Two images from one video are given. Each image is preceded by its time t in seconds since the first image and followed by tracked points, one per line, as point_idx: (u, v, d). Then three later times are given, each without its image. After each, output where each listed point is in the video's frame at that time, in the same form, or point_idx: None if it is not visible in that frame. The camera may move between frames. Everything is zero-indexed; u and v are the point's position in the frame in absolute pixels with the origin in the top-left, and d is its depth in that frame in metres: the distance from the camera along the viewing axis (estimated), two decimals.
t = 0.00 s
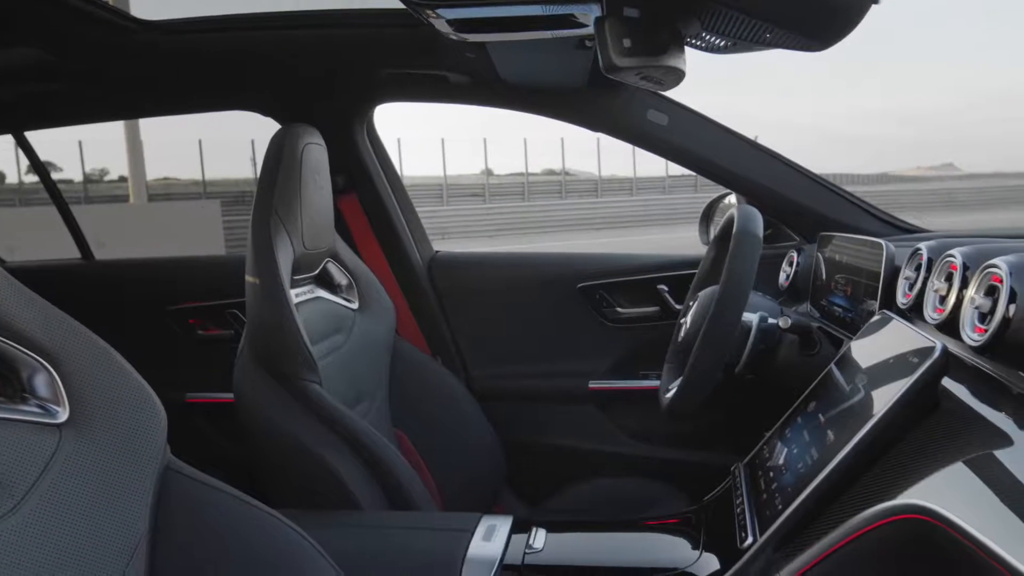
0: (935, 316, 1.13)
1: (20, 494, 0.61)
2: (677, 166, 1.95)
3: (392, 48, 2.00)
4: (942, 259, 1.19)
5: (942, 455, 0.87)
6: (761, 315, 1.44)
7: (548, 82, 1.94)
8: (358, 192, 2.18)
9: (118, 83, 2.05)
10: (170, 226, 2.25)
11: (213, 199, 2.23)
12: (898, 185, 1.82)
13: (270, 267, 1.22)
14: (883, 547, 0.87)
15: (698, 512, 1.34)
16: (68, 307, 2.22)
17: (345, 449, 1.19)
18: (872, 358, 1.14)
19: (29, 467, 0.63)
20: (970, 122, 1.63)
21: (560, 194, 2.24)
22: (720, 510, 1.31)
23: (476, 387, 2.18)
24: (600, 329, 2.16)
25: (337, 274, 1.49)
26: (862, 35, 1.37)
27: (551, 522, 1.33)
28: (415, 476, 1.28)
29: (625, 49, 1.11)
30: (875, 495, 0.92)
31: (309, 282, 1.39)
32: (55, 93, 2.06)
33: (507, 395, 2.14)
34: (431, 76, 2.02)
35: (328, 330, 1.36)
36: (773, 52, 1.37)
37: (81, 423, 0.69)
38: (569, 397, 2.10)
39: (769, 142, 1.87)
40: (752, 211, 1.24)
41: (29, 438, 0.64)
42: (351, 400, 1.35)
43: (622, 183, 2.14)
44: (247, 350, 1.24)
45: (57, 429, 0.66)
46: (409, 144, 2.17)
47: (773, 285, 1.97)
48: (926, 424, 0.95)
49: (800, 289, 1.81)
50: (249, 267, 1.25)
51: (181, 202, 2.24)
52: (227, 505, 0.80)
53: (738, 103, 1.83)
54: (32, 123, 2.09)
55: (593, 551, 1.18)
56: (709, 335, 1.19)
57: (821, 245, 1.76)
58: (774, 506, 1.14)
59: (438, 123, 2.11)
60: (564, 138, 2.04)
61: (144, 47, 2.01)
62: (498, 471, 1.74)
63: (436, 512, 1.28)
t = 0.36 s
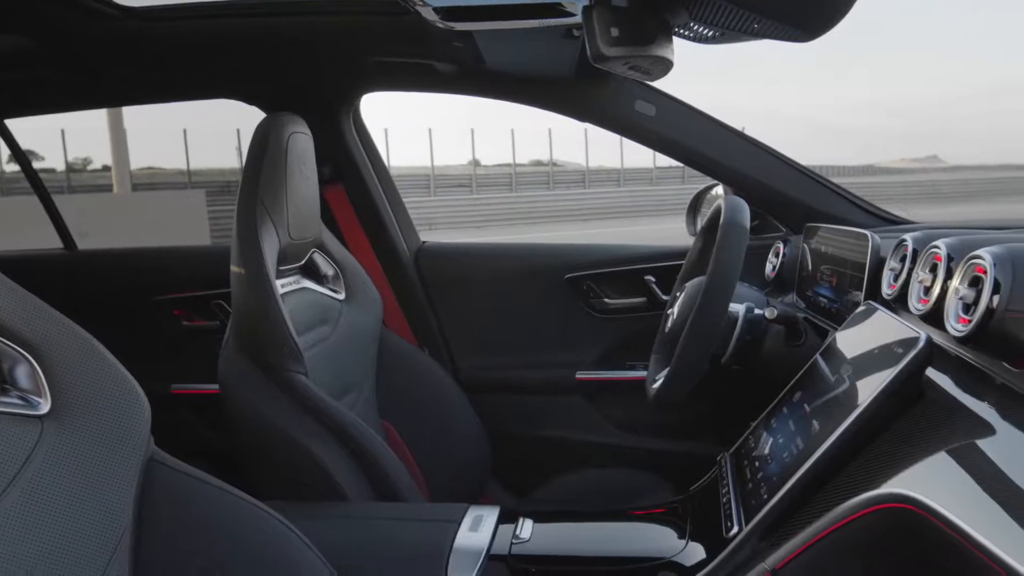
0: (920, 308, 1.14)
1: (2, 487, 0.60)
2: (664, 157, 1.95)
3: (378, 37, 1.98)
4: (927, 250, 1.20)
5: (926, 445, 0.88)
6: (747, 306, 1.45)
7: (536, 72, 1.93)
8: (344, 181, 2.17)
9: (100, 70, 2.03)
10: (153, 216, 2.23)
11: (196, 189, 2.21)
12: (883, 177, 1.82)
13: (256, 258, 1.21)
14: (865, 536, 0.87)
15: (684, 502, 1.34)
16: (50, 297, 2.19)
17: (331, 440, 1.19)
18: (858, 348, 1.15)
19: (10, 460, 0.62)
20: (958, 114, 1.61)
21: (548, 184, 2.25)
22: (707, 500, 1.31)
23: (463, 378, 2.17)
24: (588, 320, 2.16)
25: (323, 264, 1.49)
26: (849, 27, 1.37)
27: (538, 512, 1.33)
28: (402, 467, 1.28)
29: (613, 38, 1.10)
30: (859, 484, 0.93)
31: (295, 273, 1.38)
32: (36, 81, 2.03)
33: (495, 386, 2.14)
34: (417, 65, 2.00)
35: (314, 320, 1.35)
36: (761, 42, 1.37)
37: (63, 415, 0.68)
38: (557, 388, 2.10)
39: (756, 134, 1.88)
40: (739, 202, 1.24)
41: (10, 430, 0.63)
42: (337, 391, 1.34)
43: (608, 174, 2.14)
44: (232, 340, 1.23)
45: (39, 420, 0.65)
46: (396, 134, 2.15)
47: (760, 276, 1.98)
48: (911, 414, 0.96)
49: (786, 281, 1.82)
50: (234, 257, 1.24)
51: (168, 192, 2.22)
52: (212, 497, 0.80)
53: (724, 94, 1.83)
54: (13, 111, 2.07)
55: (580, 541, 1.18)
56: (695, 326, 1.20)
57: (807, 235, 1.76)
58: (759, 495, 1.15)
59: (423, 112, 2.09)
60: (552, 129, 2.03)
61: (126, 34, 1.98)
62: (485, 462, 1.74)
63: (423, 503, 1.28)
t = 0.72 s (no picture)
0: (905, 298, 1.14)
1: None
2: (651, 148, 1.94)
3: (363, 24, 1.95)
4: (912, 241, 1.20)
5: (910, 433, 0.89)
6: (733, 296, 1.45)
7: (521, 61, 1.92)
8: (330, 171, 2.16)
9: (81, 57, 2.00)
10: (138, 205, 2.21)
11: (180, 177, 2.19)
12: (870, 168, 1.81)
13: (240, 247, 1.20)
14: (851, 523, 0.88)
15: (670, 492, 1.35)
16: (31, 288, 2.16)
17: (317, 430, 1.18)
18: (843, 338, 1.15)
19: None
20: (946, 105, 1.59)
21: (536, 175, 2.25)
22: (692, 489, 1.32)
23: (450, 368, 2.17)
24: (574, 310, 2.16)
25: (308, 254, 1.48)
26: (836, 17, 1.37)
27: (524, 502, 1.33)
28: (388, 458, 1.28)
29: (601, 27, 1.10)
30: (843, 473, 0.94)
31: (280, 263, 1.37)
32: (15, 67, 2.00)
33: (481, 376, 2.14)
34: (404, 53, 1.99)
35: (299, 311, 1.34)
36: (749, 32, 1.36)
37: (44, 406, 0.67)
38: (543, 378, 2.10)
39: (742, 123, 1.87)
40: (726, 193, 1.24)
41: None
42: (323, 382, 1.33)
43: (595, 165, 2.15)
44: (217, 330, 1.22)
45: (19, 411, 0.65)
46: (383, 124, 2.14)
47: (746, 267, 1.99)
48: (894, 403, 0.97)
49: (772, 272, 1.83)
50: (218, 247, 1.23)
51: (152, 179, 2.20)
52: (198, 489, 0.79)
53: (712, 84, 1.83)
54: None
55: (567, 531, 1.18)
56: (682, 316, 1.20)
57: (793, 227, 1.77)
58: (744, 484, 1.15)
59: (410, 102, 2.07)
60: (539, 119, 2.02)
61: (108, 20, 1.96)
62: (472, 453, 1.74)
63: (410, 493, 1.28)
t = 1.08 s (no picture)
0: (889, 289, 1.15)
1: None
2: (638, 138, 1.94)
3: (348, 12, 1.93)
4: (896, 232, 1.21)
5: (892, 423, 0.89)
6: (719, 287, 1.45)
7: (506, 50, 1.91)
8: (317, 160, 2.15)
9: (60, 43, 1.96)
10: (121, 195, 2.19)
11: (163, 166, 2.16)
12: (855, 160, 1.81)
13: (223, 237, 1.19)
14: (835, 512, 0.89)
15: (656, 482, 1.35)
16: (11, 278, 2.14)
17: (301, 421, 1.17)
18: (827, 329, 1.16)
19: None
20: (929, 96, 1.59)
21: (523, 166, 2.23)
22: (677, 479, 1.33)
23: (436, 360, 2.17)
24: (560, 301, 2.16)
25: (293, 244, 1.47)
26: (822, 9, 1.37)
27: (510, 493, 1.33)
28: (373, 448, 1.27)
29: (587, 17, 1.11)
30: (826, 462, 0.94)
31: (264, 253, 1.36)
32: None
33: (467, 367, 2.14)
34: (391, 41, 1.97)
35: (284, 302, 1.33)
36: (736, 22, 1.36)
37: (23, 398, 0.66)
38: (529, 369, 2.11)
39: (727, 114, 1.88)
40: (712, 183, 1.24)
41: None
42: (308, 373, 1.32)
43: (582, 155, 2.15)
44: (201, 321, 1.22)
45: None
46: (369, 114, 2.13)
47: (732, 259, 2.00)
48: (876, 393, 0.98)
49: (757, 263, 1.85)
50: (201, 238, 1.22)
51: (137, 168, 2.18)
52: (186, 476, 0.78)
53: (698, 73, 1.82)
54: None
55: (553, 521, 1.19)
56: (668, 307, 1.20)
57: (778, 218, 1.78)
58: (728, 474, 1.15)
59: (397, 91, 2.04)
60: (526, 109, 2.01)
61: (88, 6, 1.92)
62: (458, 443, 1.74)
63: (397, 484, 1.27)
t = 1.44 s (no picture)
0: (872, 280, 1.16)
1: None
2: (624, 130, 1.94)
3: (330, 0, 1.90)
4: (879, 224, 1.22)
5: (874, 413, 0.90)
6: (704, 278, 1.46)
7: (491, 39, 1.89)
8: (300, 151, 2.13)
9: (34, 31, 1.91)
10: (105, 182, 2.17)
11: (145, 156, 2.11)
12: (838, 154, 1.81)
13: (206, 227, 1.18)
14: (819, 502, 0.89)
15: (640, 472, 1.36)
16: None
17: (285, 412, 1.17)
18: (811, 321, 1.16)
19: None
20: (914, 92, 1.56)
21: (508, 158, 2.25)
22: (662, 469, 1.33)
23: (421, 351, 2.17)
24: (546, 293, 2.16)
25: (277, 235, 1.46)
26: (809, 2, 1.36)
27: (496, 484, 1.33)
28: (358, 440, 1.27)
29: (573, 4, 1.11)
30: (809, 451, 0.95)
31: (247, 244, 1.35)
32: None
33: (453, 359, 2.14)
34: (375, 30, 1.94)
35: (268, 293, 1.32)
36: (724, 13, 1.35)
37: None
38: (515, 360, 2.11)
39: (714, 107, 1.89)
40: (697, 174, 1.24)
41: None
42: (293, 364, 1.32)
43: (569, 147, 2.14)
44: (184, 312, 1.20)
45: None
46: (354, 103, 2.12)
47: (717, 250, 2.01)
48: (859, 382, 0.99)
49: (742, 254, 1.86)
50: (183, 228, 1.21)
51: (120, 157, 2.13)
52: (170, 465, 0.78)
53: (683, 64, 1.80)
54: None
55: (539, 511, 1.19)
56: (653, 298, 1.20)
57: (762, 209, 1.79)
58: (713, 465, 1.15)
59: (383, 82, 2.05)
60: (513, 100, 2.01)
61: None
62: (443, 435, 1.73)
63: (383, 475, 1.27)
